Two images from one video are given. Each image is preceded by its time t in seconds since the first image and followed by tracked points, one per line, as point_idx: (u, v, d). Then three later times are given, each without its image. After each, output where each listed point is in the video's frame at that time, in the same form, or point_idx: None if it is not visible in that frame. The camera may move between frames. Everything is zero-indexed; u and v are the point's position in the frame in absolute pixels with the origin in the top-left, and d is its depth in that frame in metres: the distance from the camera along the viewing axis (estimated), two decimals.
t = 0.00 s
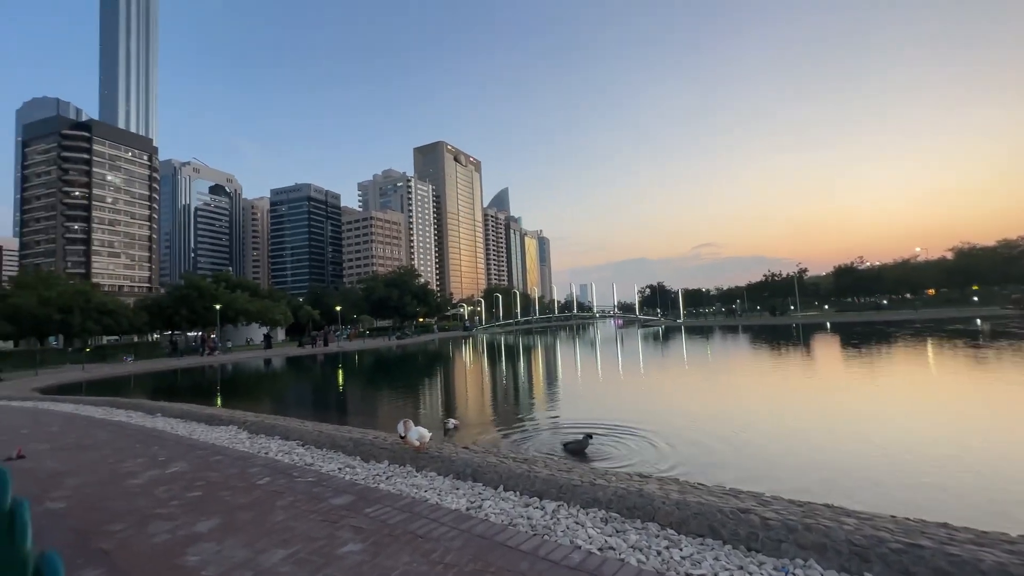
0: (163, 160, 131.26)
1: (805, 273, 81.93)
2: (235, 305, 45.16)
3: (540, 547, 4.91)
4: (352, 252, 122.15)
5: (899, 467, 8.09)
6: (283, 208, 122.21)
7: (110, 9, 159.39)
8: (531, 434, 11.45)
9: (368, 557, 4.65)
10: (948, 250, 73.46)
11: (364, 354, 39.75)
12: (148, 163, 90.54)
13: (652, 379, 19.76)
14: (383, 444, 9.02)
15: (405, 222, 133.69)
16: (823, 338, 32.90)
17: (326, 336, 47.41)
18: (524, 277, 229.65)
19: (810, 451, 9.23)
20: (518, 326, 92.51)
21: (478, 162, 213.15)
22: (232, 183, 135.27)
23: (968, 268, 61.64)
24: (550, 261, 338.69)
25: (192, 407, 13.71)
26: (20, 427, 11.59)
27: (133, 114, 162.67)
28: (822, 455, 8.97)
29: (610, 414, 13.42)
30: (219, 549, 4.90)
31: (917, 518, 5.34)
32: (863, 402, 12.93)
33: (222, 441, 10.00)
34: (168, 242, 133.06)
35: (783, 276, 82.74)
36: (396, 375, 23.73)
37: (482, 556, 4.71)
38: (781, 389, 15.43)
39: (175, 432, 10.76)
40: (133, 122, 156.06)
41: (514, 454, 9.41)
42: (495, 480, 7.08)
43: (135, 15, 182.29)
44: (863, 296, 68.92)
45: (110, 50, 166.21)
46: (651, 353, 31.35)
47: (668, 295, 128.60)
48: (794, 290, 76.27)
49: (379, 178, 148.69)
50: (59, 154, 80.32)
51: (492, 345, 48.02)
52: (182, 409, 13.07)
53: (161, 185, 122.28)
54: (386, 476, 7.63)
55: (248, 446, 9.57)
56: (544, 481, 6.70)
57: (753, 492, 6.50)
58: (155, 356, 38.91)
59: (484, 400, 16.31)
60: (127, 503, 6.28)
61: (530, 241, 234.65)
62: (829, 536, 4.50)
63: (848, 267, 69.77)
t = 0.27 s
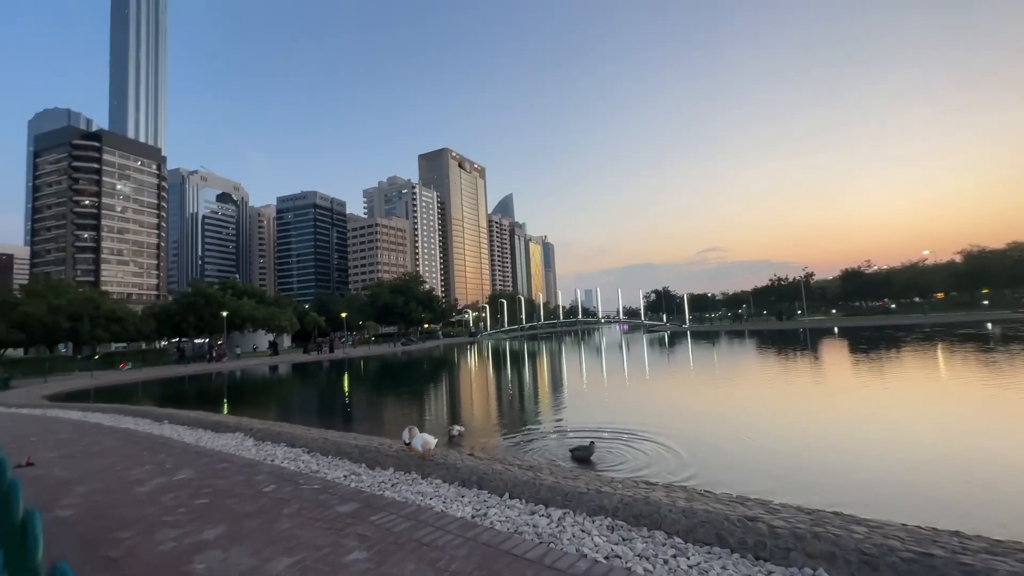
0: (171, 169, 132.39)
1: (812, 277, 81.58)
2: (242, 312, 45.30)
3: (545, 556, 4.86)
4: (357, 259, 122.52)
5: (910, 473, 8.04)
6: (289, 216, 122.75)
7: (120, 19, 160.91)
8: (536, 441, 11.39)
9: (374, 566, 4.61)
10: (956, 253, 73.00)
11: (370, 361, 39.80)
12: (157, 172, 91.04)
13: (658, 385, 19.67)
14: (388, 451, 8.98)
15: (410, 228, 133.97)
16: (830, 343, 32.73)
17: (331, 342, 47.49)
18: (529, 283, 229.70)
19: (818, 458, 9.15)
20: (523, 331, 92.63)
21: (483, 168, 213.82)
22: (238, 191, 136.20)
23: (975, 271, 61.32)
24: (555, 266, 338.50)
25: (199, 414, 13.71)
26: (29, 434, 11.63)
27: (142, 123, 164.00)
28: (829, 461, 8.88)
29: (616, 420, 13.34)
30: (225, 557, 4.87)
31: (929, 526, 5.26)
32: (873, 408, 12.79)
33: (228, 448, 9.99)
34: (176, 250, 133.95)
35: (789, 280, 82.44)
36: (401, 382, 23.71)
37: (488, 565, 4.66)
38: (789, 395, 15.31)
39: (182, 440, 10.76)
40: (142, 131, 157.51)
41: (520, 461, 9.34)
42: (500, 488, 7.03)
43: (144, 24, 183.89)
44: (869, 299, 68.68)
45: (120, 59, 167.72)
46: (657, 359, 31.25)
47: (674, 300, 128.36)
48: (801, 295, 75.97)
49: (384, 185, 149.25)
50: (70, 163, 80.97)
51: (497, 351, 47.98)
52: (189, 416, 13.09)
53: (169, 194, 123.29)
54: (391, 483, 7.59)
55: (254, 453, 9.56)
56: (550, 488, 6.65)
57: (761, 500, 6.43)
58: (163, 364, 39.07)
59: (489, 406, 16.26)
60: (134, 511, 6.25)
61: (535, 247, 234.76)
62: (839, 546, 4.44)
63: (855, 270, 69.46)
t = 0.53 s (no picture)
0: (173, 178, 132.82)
1: (813, 282, 81.53)
2: (243, 321, 45.22)
3: (547, 566, 4.81)
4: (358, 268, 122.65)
5: (914, 478, 8.00)
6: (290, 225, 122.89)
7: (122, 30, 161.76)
8: (538, 448, 11.32)
9: None
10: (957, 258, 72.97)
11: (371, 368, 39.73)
12: (159, 181, 91.30)
13: (661, 391, 19.61)
14: (389, 460, 8.92)
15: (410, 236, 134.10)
16: (833, 348, 32.66)
17: (332, 350, 47.41)
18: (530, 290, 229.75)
19: (821, 464, 9.08)
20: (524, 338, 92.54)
21: (483, 176, 214.32)
22: (240, 200, 136.55)
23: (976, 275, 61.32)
24: (555, 272, 338.44)
25: (200, 423, 13.65)
26: (29, 444, 11.57)
27: (143, 132, 164.51)
28: (833, 467, 8.81)
29: (618, 426, 13.25)
30: (225, 569, 4.83)
31: (935, 534, 5.20)
32: (877, 414, 12.71)
33: (229, 457, 9.94)
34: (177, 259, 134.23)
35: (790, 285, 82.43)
36: (402, 389, 23.64)
37: None
38: (792, 401, 15.23)
39: (183, 449, 10.71)
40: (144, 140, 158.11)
41: (522, 470, 9.28)
42: (502, 496, 6.98)
43: (146, 34, 185.12)
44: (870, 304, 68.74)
45: (122, 69, 168.37)
46: (659, 365, 31.18)
47: (674, 306, 128.36)
48: (802, 300, 75.98)
49: (385, 194, 149.52)
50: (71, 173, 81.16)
51: (499, 358, 47.88)
52: (190, 425, 13.04)
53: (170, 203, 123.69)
54: (393, 493, 7.53)
55: (254, 462, 9.52)
56: (552, 497, 6.60)
57: (766, 508, 6.37)
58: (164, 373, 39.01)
59: (490, 413, 16.18)
60: (135, 522, 6.20)
61: (535, 254, 234.90)
62: (843, 554, 4.39)
63: (856, 275, 69.46)
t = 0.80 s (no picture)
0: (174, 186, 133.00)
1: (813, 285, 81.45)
2: (243, 328, 45.17)
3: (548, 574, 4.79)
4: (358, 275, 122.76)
5: (918, 481, 7.95)
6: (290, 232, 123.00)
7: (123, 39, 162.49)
8: (539, 454, 11.26)
9: None
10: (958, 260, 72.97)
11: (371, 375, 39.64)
12: (160, 189, 91.59)
13: (662, 395, 19.55)
14: (390, 468, 8.88)
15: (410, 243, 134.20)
16: (834, 351, 32.62)
17: (332, 357, 47.35)
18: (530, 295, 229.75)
19: (823, 468, 9.03)
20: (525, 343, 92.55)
21: (482, 182, 214.50)
22: (240, 208, 136.73)
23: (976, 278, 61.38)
24: (556, 277, 338.46)
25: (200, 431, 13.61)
26: (29, 453, 11.53)
27: (144, 141, 164.83)
28: (835, 471, 8.77)
29: (620, 431, 13.19)
30: None
31: (941, 540, 5.16)
32: (880, 417, 12.63)
33: (229, 465, 9.90)
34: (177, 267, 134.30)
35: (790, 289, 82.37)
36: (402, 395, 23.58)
37: None
38: (793, 404, 15.18)
39: (183, 457, 10.67)
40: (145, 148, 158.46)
41: (524, 476, 9.23)
42: (503, 504, 6.94)
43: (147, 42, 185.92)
44: (871, 307, 68.69)
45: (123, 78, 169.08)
46: (659, 369, 31.14)
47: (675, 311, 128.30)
48: (802, 303, 75.94)
49: (384, 200, 149.70)
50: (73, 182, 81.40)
51: (499, 364, 47.84)
52: (190, 433, 13.00)
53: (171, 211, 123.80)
54: (393, 500, 7.50)
55: (255, 471, 9.47)
56: (553, 504, 6.56)
57: (769, 514, 6.32)
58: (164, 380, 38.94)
59: (491, 419, 16.11)
60: (135, 532, 6.17)
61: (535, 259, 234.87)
62: (848, 561, 4.35)
63: (857, 278, 69.39)
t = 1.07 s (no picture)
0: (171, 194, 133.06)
1: (812, 289, 81.48)
2: (241, 334, 45.06)
3: None
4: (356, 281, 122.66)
5: (919, 485, 7.91)
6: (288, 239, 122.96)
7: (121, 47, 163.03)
8: (539, 460, 11.20)
9: None
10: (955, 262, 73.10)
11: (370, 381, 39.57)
12: (158, 196, 91.71)
13: (662, 399, 19.51)
14: (389, 475, 8.83)
15: (409, 249, 134.17)
16: (833, 354, 32.61)
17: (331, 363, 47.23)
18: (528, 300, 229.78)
19: (824, 471, 8.98)
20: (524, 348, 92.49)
21: (480, 187, 214.77)
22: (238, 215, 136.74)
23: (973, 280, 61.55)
24: (554, 282, 338.69)
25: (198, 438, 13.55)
26: (26, 462, 11.47)
27: (142, 147, 164.96)
28: (836, 475, 8.74)
29: (620, 436, 13.15)
30: None
31: (941, 544, 5.14)
32: (880, 420, 12.60)
33: (227, 474, 9.84)
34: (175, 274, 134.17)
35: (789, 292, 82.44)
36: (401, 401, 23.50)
37: None
38: (792, 408, 15.19)
39: (181, 466, 10.61)
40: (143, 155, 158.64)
41: (523, 483, 9.19)
42: (502, 511, 6.90)
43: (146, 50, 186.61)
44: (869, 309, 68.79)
45: (122, 86, 169.61)
46: (658, 373, 31.08)
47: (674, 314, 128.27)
48: (801, 306, 76.03)
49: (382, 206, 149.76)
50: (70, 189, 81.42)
51: (498, 369, 47.80)
52: (187, 441, 12.94)
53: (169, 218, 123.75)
54: (392, 508, 7.45)
55: (253, 479, 9.42)
56: (553, 511, 6.52)
57: (769, 519, 6.30)
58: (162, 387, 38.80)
59: (490, 424, 16.05)
60: (131, 542, 6.13)
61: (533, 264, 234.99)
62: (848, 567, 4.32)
63: (855, 280, 69.45)
